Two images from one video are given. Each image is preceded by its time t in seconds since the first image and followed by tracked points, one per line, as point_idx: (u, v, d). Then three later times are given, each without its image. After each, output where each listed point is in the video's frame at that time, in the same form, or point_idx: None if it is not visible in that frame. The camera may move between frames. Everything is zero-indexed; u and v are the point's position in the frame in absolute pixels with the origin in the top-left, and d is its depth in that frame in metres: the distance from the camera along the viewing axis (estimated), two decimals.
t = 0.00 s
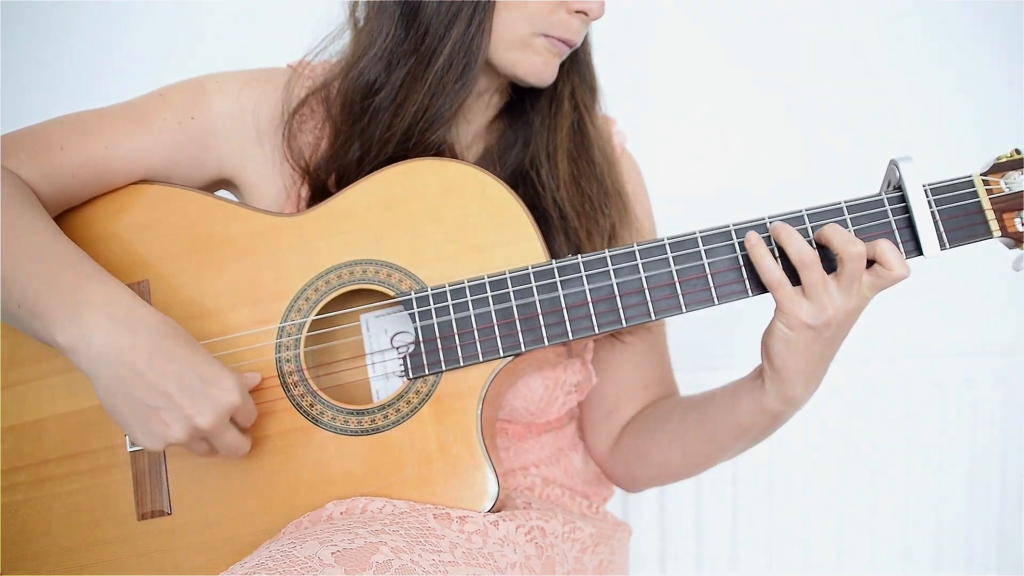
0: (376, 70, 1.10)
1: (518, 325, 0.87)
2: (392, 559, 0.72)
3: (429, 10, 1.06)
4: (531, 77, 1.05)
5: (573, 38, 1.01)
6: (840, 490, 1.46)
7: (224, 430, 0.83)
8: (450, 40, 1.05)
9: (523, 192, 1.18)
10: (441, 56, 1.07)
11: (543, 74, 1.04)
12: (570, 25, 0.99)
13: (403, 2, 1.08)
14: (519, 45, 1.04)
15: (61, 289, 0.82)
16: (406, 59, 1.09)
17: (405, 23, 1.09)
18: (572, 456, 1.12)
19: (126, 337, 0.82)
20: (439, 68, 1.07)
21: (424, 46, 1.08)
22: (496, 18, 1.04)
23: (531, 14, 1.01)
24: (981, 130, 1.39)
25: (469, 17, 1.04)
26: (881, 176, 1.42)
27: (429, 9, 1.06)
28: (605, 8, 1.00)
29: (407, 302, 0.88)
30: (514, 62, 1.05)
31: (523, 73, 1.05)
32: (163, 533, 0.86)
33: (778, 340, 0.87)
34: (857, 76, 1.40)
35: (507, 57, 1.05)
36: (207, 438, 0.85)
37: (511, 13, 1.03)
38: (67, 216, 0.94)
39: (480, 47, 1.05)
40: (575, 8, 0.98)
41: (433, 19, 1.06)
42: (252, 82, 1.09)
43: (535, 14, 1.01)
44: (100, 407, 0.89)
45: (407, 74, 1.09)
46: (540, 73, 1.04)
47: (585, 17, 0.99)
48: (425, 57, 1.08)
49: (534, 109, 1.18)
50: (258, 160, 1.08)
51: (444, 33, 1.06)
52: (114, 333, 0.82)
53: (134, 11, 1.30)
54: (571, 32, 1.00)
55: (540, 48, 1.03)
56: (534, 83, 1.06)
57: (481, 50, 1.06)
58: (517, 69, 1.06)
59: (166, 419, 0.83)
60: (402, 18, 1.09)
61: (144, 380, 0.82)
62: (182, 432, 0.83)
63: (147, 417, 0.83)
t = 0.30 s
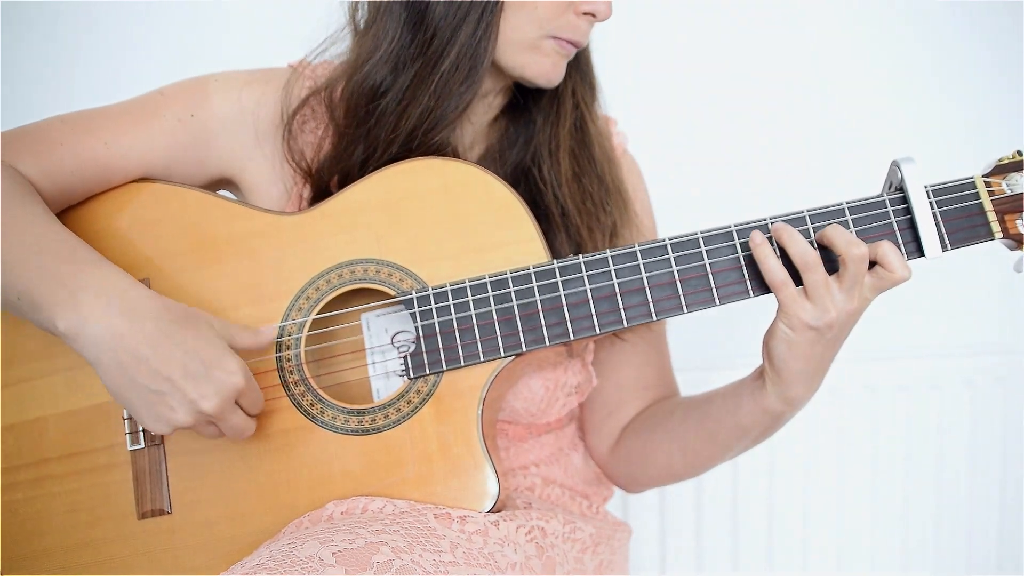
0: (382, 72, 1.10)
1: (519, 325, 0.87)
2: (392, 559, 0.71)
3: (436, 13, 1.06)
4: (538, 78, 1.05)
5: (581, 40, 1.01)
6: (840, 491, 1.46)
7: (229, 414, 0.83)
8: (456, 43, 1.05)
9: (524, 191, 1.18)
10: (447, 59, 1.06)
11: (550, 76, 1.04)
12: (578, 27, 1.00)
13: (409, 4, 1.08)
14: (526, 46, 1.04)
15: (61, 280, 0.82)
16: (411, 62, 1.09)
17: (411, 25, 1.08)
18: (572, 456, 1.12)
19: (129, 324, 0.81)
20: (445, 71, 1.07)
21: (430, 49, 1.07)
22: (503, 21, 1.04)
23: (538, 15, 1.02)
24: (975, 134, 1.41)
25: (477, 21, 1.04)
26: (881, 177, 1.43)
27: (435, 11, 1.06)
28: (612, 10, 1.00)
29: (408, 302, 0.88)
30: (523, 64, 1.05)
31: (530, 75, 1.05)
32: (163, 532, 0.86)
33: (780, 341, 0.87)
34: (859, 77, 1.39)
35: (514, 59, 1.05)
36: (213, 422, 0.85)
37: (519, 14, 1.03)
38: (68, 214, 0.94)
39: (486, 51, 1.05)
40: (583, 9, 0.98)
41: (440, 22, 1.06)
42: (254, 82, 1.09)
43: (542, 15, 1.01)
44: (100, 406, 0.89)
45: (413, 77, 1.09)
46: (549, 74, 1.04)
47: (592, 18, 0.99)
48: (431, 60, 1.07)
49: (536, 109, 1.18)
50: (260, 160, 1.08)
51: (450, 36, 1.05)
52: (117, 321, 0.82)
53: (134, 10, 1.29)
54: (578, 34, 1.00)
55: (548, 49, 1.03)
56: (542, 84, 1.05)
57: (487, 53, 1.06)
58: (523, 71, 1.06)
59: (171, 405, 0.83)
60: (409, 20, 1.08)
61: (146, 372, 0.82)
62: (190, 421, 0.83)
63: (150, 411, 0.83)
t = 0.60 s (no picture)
0: (382, 72, 1.09)
1: (519, 326, 0.87)
2: (393, 560, 0.71)
3: (435, 12, 1.06)
4: (538, 77, 1.05)
5: (580, 39, 1.01)
6: (840, 491, 1.46)
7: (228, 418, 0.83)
8: (456, 42, 1.05)
9: (524, 192, 1.18)
10: (447, 58, 1.06)
11: (550, 74, 1.04)
12: (577, 26, 1.00)
13: (408, 4, 1.08)
14: (526, 45, 1.04)
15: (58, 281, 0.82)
16: (411, 61, 1.09)
17: (410, 24, 1.08)
18: (572, 456, 1.12)
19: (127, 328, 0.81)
20: (445, 70, 1.07)
21: (430, 49, 1.07)
22: (502, 19, 1.04)
23: (537, 14, 1.01)
24: (978, 133, 1.41)
25: (476, 20, 1.04)
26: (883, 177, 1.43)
27: (434, 11, 1.06)
28: (610, 10, 1.01)
29: (408, 302, 0.87)
30: (521, 63, 1.05)
31: (530, 74, 1.05)
32: (163, 532, 0.86)
33: (781, 342, 0.87)
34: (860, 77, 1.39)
35: (514, 58, 1.05)
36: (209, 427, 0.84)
37: (519, 13, 1.03)
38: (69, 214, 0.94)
39: (486, 49, 1.05)
40: (582, 9, 0.98)
41: (439, 21, 1.06)
42: (253, 83, 1.08)
43: (541, 15, 1.01)
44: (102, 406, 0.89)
45: (413, 76, 1.09)
46: (548, 73, 1.04)
47: (592, 17, 0.99)
48: (431, 59, 1.07)
49: (536, 108, 1.18)
50: (260, 160, 1.08)
51: (450, 36, 1.05)
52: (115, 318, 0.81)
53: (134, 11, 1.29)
54: (578, 34, 1.00)
55: (547, 48, 1.03)
56: (540, 83, 1.06)
57: (487, 51, 1.06)
58: (523, 70, 1.06)
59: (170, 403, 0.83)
60: (407, 20, 1.08)
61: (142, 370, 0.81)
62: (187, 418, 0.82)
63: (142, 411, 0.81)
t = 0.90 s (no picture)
0: (387, 75, 1.09)
1: (525, 325, 0.87)
2: (397, 560, 0.71)
3: (439, 15, 1.05)
4: (537, 80, 1.04)
5: (579, 40, 1.01)
6: (839, 490, 1.47)
7: (224, 434, 0.84)
8: (462, 45, 1.05)
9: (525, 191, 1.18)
10: (454, 61, 1.06)
11: (549, 77, 1.04)
12: (577, 27, 0.99)
13: (412, 6, 1.07)
14: (526, 47, 1.03)
15: (68, 296, 0.83)
16: (416, 64, 1.09)
17: (415, 27, 1.08)
18: (571, 456, 1.11)
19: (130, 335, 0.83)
20: (453, 73, 1.07)
21: (436, 52, 1.07)
22: (506, 22, 1.03)
23: (536, 16, 1.01)
24: (976, 133, 1.41)
25: (482, 23, 1.03)
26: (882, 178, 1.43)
27: (439, 14, 1.05)
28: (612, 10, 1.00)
29: (414, 301, 0.87)
30: (521, 64, 1.04)
31: (529, 76, 1.05)
32: (166, 533, 0.85)
33: (803, 345, 0.87)
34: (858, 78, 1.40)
35: (513, 60, 1.05)
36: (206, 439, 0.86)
37: (518, 15, 1.02)
38: (71, 215, 0.93)
39: (492, 52, 1.05)
40: (583, 9, 0.97)
41: (443, 25, 1.05)
42: (253, 82, 1.08)
43: (540, 16, 1.01)
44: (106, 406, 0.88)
45: (419, 79, 1.09)
46: (547, 74, 1.04)
47: (592, 19, 0.98)
48: (437, 62, 1.07)
49: (538, 108, 1.18)
50: (262, 159, 1.08)
51: (456, 39, 1.05)
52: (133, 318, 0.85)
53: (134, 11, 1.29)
54: (577, 35, 1.00)
55: (546, 50, 1.03)
56: (540, 84, 1.05)
57: (493, 55, 1.05)
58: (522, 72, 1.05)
59: (166, 415, 0.85)
60: (411, 23, 1.08)
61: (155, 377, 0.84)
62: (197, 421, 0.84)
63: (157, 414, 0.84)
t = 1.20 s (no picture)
0: (384, 75, 1.09)
1: (529, 327, 0.87)
2: (398, 560, 0.71)
3: (436, 16, 1.06)
4: (534, 77, 1.05)
5: (575, 37, 1.01)
6: (840, 491, 1.47)
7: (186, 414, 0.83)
8: (459, 46, 1.05)
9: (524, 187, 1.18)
10: (451, 62, 1.06)
11: (546, 74, 1.05)
12: (571, 24, 0.99)
13: (409, 7, 1.08)
14: (524, 46, 1.04)
15: (40, 286, 0.84)
16: (414, 64, 1.09)
17: (412, 28, 1.08)
18: (572, 456, 1.12)
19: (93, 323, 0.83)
20: (451, 72, 1.07)
21: (433, 52, 1.07)
22: (503, 20, 1.03)
23: (533, 15, 1.01)
24: (981, 135, 1.41)
25: (478, 22, 1.03)
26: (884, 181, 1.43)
27: (435, 14, 1.06)
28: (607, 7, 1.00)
29: (417, 303, 0.88)
30: (520, 62, 1.05)
31: (527, 74, 1.05)
32: (168, 530, 0.86)
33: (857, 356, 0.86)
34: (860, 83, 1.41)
35: (508, 58, 1.05)
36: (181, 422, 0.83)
37: (515, 14, 1.02)
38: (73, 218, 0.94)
39: (490, 51, 1.05)
40: (577, 6, 0.98)
41: (440, 25, 1.06)
42: (252, 83, 1.09)
43: (538, 15, 1.01)
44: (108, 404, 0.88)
45: (417, 80, 1.08)
46: (544, 72, 1.04)
47: (587, 15, 0.99)
48: (434, 62, 1.07)
49: (535, 105, 1.18)
50: (262, 159, 1.07)
51: (452, 39, 1.05)
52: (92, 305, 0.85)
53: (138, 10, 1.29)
54: (573, 32, 1.00)
55: (544, 48, 1.03)
56: (538, 82, 1.06)
57: (491, 54, 1.05)
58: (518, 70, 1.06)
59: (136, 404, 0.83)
60: (408, 24, 1.08)
61: (123, 365, 0.83)
62: (151, 405, 0.82)
63: (128, 403, 0.83)
